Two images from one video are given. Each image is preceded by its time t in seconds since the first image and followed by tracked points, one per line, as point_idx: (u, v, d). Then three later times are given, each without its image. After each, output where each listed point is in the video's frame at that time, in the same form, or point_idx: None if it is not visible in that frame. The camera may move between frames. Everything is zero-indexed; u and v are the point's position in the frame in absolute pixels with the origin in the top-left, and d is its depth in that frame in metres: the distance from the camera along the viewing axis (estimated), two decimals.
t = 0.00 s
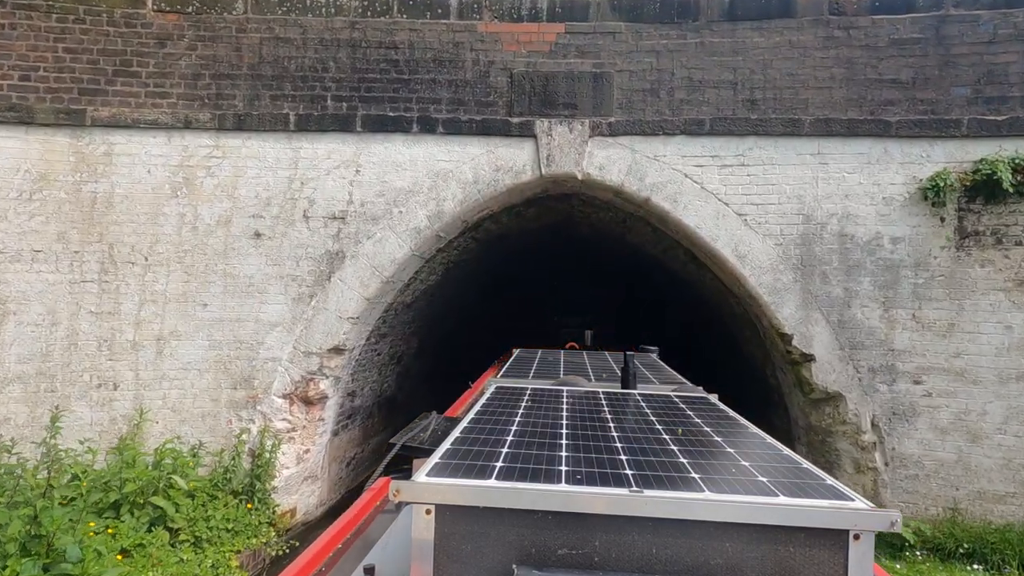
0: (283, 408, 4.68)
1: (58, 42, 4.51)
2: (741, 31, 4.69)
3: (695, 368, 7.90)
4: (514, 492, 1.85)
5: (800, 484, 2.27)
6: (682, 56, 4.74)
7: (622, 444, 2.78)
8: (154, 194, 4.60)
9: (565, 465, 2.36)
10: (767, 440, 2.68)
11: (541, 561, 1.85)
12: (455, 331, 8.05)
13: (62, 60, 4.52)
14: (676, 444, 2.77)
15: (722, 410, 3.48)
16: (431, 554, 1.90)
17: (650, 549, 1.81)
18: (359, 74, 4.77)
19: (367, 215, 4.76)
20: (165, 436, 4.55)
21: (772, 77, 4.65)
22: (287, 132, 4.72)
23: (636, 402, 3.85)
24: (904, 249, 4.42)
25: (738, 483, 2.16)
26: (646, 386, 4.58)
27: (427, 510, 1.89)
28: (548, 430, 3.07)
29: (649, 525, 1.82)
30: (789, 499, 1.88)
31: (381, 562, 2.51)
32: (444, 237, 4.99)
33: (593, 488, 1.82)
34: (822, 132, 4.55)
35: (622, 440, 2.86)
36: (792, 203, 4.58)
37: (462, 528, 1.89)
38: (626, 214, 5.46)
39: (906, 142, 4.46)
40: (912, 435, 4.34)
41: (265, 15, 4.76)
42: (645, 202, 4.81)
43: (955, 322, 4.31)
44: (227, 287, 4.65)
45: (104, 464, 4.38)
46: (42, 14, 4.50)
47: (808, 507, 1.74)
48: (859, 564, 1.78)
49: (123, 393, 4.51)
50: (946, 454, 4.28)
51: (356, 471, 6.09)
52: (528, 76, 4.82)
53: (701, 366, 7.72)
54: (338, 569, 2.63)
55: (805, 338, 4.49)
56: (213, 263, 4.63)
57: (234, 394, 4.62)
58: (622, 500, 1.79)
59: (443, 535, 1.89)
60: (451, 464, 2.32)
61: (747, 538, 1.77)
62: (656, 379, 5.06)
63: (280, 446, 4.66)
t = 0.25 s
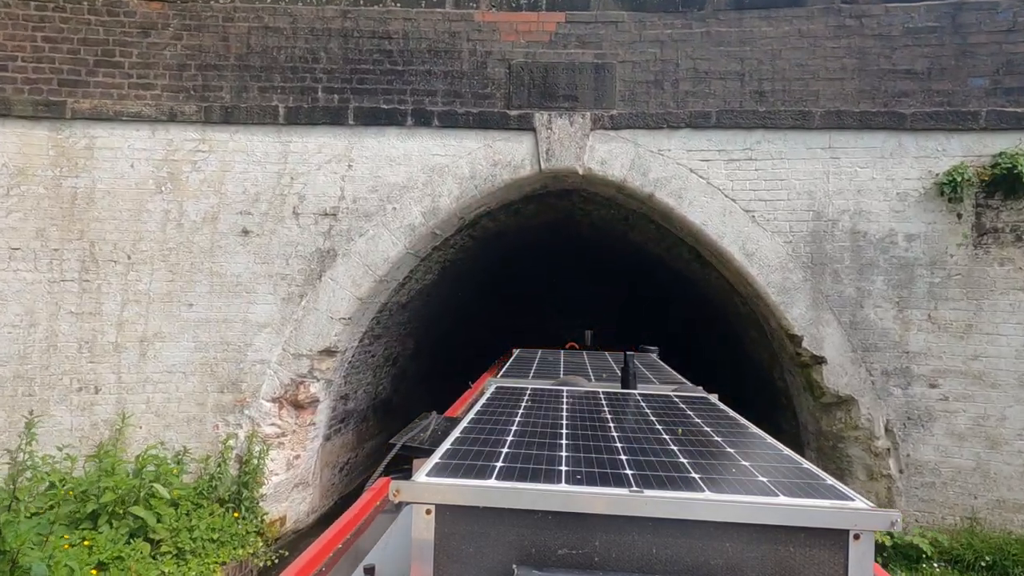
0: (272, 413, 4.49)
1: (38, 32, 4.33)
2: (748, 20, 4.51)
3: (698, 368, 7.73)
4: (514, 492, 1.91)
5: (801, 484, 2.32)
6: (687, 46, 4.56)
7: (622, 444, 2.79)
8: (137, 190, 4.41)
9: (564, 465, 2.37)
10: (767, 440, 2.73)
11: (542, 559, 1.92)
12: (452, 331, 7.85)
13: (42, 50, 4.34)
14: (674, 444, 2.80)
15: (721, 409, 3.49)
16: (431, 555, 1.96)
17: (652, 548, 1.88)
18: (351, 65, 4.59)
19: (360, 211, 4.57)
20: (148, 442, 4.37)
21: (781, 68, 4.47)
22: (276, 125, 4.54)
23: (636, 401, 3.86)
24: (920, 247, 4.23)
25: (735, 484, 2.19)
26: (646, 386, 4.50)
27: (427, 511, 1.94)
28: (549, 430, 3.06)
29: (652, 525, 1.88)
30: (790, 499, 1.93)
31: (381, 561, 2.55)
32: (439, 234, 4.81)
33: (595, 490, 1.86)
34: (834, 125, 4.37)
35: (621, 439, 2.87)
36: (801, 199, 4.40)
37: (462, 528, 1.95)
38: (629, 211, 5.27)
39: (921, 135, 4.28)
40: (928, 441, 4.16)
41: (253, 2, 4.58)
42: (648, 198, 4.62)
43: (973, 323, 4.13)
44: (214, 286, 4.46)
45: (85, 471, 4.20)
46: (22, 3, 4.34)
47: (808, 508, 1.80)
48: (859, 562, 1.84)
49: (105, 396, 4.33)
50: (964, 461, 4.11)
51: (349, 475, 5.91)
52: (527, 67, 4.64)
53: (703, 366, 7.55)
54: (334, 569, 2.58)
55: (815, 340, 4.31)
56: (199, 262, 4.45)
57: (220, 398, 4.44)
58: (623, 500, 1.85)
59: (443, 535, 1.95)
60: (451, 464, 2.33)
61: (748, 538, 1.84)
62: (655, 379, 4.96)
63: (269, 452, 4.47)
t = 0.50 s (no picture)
0: (260, 418, 4.31)
1: (15, 20, 4.16)
2: (757, 7, 4.33)
3: (700, 368, 7.57)
4: (514, 493, 1.91)
5: (801, 484, 2.33)
6: (692, 35, 4.38)
7: (622, 444, 2.79)
8: (119, 185, 4.23)
9: (564, 465, 2.37)
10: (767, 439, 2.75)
11: (543, 560, 1.92)
12: (448, 332, 7.66)
13: (20, 39, 4.17)
14: (674, 443, 2.81)
15: (723, 409, 3.49)
16: (430, 556, 1.96)
17: (652, 548, 1.88)
18: (342, 55, 4.40)
19: (351, 208, 4.39)
20: (131, 448, 4.19)
21: (791, 58, 4.28)
22: (265, 117, 4.35)
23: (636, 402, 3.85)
24: (937, 245, 4.05)
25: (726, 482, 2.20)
26: (647, 386, 4.52)
27: (427, 511, 1.95)
28: (549, 430, 3.06)
29: (653, 525, 1.88)
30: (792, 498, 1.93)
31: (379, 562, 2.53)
32: (435, 231, 4.63)
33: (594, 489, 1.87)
34: (846, 117, 4.19)
35: (622, 439, 2.86)
36: (812, 194, 4.22)
37: (461, 529, 1.95)
38: (631, 207, 5.08)
39: (937, 127, 4.10)
40: (945, 447, 3.99)
41: None
42: (652, 194, 4.44)
43: (992, 324, 3.96)
44: (200, 286, 4.28)
45: (63, 478, 4.02)
46: None
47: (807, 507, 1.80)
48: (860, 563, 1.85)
49: (84, 400, 4.15)
50: (983, 468, 3.93)
51: (343, 480, 5.73)
52: (526, 58, 4.46)
53: (706, 366, 7.39)
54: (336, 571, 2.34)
55: (827, 341, 4.13)
56: (183, 260, 4.27)
57: (206, 402, 4.25)
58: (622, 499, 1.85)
59: (444, 535, 1.96)
60: (449, 464, 2.32)
61: (748, 538, 1.84)
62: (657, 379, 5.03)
63: (257, 458, 4.29)
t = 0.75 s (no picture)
0: (247, 423, 4.13)
1: None
2: None
3: (704, 369, 7.40)
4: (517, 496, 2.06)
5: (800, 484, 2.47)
6: (699, 23, 4.19)
7: (623, 444, 2.97)
8: (99, 179, 4.04)
9: (565, 465, 2.52)
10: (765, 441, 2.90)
11: (543, 559, 2.10)
12: (447, 333, 7.50)
13: None
14: (670, 443, 2.99)
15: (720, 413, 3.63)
16: (432, 554, 2.14)
17: (651, 547, 2.05)
18: (334, 44, 4.22)
19: (342, 203, 4.21)
20: (112, 454, 4.01)
21: (802, 47, 4.10)
22: (252, 109, 4.17)
23: (636, 402, 4.06)
24: (955, 242, 3.88)
25: (716, 481, 2.35)
26: (647, 386, 4.84)
27: (428, 511, 2.12)
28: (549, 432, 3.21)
29: (652, 524, 2.06)
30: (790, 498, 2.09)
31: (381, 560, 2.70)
32: (430, 228, 4.45)
33: (591, 491, 2.03)
34: (860, 109, 4.00)
35: (622, 440, 3.04)
36: (824, 190, 4.04)
37: (464, 527, 2.14)
38: (635, 204, 4.90)
39: (956, 119, 3.93)
40: (964, 454, 3.82)
41: None
42: (657, 190, 4.26)
43: (1014, 325, 3.79)
44: (184, 284, 4.10)
45: (40, 487, 3.84)
46: None
47: (789, 509, 1.95)
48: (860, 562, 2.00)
49: (63, 405, 3.97)
50: (1004, 476, 3.76)
51: (337, 487, 5.54)
52: (525, 47, 4.28)
53: (710, 367, 7.23)
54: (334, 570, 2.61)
55: (840, 343, 3.95)
56: (167, 258, 4.08)
57: (190, 406, 4.07)
58: (618, 501, 2.01)
59: (448, 534, 2.14)
60: (450, 463, 2.49)
61: (746, 538, 2.00)
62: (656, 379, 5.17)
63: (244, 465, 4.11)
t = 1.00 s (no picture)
0: (233, 429, 3.95)
1: None
2: None
3: (707, 370, 7.23)
4: (516, 497, 2.12)
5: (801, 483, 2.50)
6: (706, 10, 4.01)
7: (623, 443, 3.02)
8: (77, 173, 3.86)
9: (564, 465, 2.57)
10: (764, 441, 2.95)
11: (544, 559, 2.16)
12: (445, 334, 7.34)
13: None
14: (670, 442, 3.05)
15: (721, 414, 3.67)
16: (432, 554, 2.20)
17: (651, 547, 2.12)
18: (324, 32, 4.04)
19: (332, 199, 4.02)
20: (90, 461, 3.82)
21: (814, 35, 3.92)
22: (238, 100, 3.99)
23: (637, 402, 4.12)
24: (976, 238, 3.70)
25: (715, 482, 2.39)
26: (647, 386, 4.83)
27: (427, 511, 2.18)
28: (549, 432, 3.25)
29: (652, 524, 2.12)
30: (790, 498, 2.14)
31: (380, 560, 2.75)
32: (425, 225, 4.27)
33: (591, 492, 2.09)
34: (876, 99, 3.82)
35: (623, 439, 3.10)
36: (837, 184, 3.85)
37: (464, 527, 2.19)
38: (638, 199, 4.71)
39: (975, 111, 3.76)
40: (985, 461, 3.64)
41: None
42: (662, 184, 4.07)
43: None
44: (166, 284, 3.91)
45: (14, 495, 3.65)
46: None
47: (784, 509, 2.01)
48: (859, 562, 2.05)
49: (39, 409, 3.79)
50: None
51: (330, 493, 5.36)
52: (524, 36, 4.09)
53: (714, 368, 7.06)
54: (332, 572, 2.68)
55: (855, 345, 3.76)
56: (149, 256, 3.90)
57: (173, 411, 3.89)
58: (617, 501, 2.07)
59: (449, 534, 2.20)
60: (451, 464, 2.55)
61: (746, 538, 2.07)
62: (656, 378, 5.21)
63: (229, 472, 3.91)
